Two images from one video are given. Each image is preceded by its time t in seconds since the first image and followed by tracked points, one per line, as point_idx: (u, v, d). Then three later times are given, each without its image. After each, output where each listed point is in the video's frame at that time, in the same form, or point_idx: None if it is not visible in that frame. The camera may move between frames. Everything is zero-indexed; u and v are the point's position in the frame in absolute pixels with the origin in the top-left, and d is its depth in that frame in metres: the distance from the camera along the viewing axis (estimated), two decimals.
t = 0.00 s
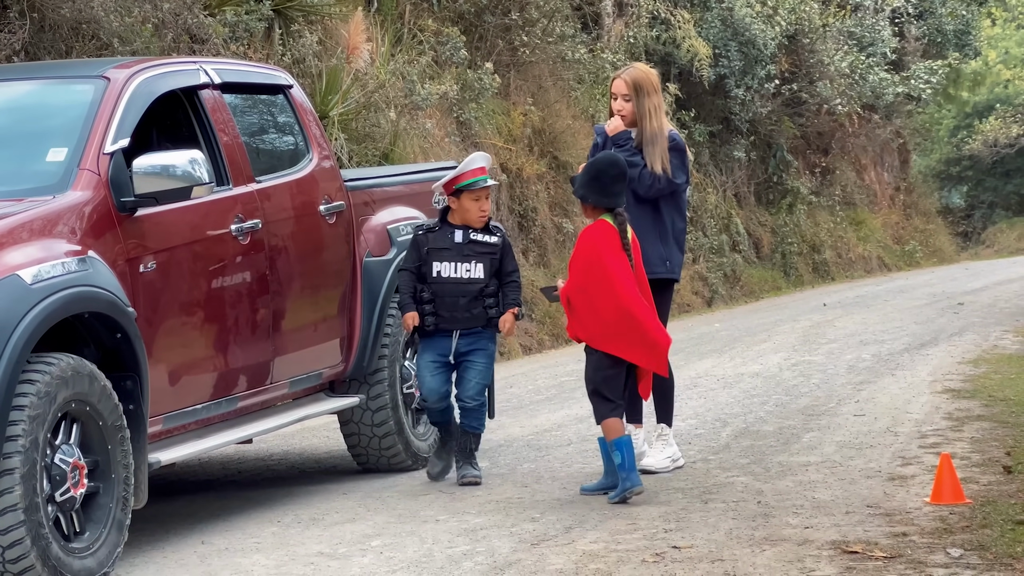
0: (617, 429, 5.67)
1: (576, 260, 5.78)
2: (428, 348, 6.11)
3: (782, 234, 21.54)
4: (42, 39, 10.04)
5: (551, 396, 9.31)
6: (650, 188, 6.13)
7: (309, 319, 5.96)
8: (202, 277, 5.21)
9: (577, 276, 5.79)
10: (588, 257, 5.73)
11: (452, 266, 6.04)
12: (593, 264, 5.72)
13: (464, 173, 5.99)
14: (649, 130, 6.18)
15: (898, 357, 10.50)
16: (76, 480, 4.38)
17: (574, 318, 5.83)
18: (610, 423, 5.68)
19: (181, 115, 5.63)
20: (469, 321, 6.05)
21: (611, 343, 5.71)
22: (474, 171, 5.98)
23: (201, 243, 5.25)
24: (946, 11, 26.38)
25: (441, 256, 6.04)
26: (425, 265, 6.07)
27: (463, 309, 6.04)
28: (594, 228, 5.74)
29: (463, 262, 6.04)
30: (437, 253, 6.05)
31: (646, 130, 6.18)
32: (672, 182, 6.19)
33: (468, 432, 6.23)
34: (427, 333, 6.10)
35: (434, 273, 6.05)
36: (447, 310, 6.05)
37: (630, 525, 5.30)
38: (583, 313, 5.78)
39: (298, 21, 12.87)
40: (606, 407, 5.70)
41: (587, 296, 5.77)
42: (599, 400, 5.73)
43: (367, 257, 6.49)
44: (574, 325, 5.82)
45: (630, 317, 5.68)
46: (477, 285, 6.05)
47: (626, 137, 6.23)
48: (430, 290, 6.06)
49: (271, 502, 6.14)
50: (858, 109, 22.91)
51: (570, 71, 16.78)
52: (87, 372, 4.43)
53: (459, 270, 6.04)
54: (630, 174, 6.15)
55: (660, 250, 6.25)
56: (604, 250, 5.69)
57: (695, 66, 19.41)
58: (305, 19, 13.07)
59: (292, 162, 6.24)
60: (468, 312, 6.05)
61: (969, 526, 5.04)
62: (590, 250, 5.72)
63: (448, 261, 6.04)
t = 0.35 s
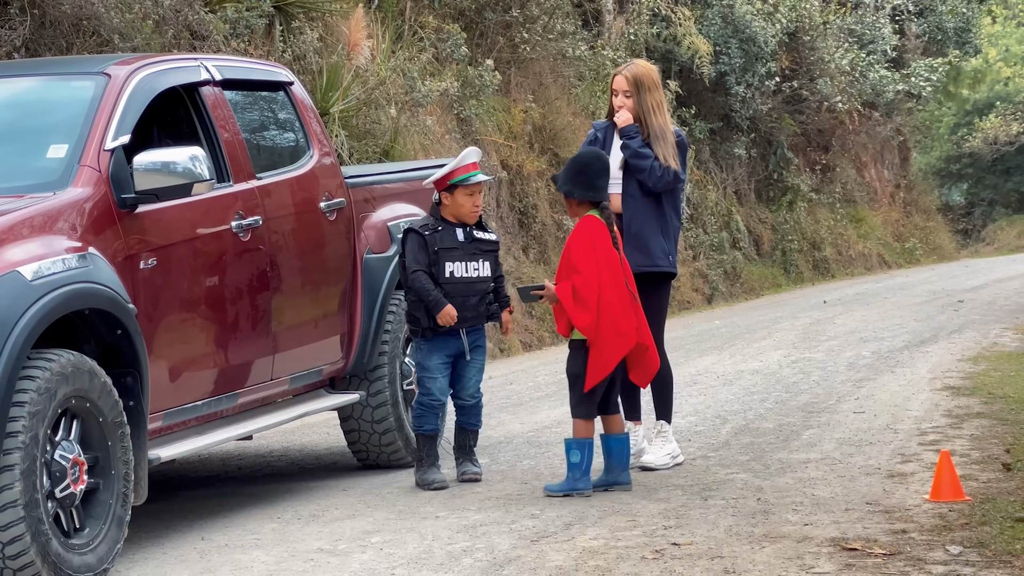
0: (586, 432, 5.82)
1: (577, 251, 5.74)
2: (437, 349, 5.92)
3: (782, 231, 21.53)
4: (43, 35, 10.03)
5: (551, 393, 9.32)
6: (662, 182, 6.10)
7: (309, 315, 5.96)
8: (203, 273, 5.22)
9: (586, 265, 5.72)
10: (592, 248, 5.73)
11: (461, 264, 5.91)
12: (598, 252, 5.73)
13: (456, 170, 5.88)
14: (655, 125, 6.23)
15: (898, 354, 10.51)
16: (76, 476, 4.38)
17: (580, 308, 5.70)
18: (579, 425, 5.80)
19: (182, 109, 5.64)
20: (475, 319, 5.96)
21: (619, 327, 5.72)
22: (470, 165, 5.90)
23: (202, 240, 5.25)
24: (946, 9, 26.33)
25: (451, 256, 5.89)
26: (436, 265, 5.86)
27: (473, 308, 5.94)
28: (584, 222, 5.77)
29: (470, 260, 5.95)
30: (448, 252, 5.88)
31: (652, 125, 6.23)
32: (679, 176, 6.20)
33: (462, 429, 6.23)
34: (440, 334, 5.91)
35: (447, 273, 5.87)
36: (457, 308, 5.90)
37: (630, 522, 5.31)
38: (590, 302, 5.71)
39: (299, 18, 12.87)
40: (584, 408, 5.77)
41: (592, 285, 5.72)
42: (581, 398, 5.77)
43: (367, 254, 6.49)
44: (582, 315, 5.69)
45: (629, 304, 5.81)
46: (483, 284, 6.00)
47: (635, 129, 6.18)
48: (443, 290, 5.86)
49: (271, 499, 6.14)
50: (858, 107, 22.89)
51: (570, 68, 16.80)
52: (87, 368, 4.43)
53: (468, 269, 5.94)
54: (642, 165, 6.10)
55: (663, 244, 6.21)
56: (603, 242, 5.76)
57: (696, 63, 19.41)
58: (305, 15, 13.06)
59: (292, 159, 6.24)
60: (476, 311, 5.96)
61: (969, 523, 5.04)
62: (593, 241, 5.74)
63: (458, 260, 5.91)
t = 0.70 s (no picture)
0: (580, 429, 5.83)
1: (554, 251, 5.80)
2: (430, 352, 5.92)
3: (780, 229, 21.54)
4: (41, 34, 10.03)
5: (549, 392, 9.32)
6: (650, 183, 6.10)
7: (308, 314, 5.96)
8: (201, 272, 5.22)
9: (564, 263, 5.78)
10: (570, 249, 5.79)
11: (451, 264, 5.90)
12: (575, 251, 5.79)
13: (434, 168, 5.88)
14: (646, 124, 6.22)
15: (895, 352, 10.51)
16: (74, 476, 4.38)
17: (555, 305, 5.77)
18: (573, 423, 5.82)
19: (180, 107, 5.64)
20: (465, 318, 5.98)
21: (595, 327, 5.79)
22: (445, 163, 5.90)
23: (200, 239, 5.25)
24: (944, 7, 26.24)
25: (441, 257, 5.86)
26: (426, 267, 5.82)
27: (464, 307, 5.95)
28: (564, 224, 5.82)
29: (458, 259, 5.93)
30: (438, 253, 5.84)
31: (644, 124, 6.22)
32: (670, 177, 6.19)
33: (443, 427, 6.19)
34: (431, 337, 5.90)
35: (438, 274, 5.85)
36: (448, 309, 5.89)
37: (628, 520, 5.31)
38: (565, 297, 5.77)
39: (297, 16, 12.88)
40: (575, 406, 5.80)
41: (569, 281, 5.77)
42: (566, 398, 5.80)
43: (366, 252, 6.49)
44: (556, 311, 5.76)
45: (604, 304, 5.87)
46: (471, 281, 6.00)
47: (626, 129, 6.21)
48: (435, 293, 5.84)
49: (269, 497, 6.14)
50: (856, 104, 22.90)
51: (568, 66, 16.82)
52: (84, 367, 4.43)
53: (457, 268, 5.92)
54: (631, 165, 6.13)
55: (654, 244, 6.19)
56: (582, 244, 5.82)
57: (693, 61, 19.44)
58: (303, 13, 13.05)
59: (291, 158, 6.24)
60: (466, 309, 5.97)
61: (966, 521, 5.05)
62: (571, 243, 5.79)
63: (448, 260, 5.89)
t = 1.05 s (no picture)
0: (573, 424, 5.83)
1: (543, 250, 5.84)
2: (425, 351, 5.92)
3: (778, 227, 21.55)
4: (38, 33, 10.01)
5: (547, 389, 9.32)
6: (654, 180, 6.09)
7: (305, 312, 5.96)
8: (199, 270, 5.21)
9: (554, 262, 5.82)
10: (559, 248, 5.83)
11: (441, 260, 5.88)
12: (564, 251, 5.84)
13: (421, 164, 5.91)
14: (647, 121, 6.23)
15: (894, 349, 10.52)
16: (72, 474, 4.38)
17: (546, 307, 5.81)
18: (567, 416, 5.82)
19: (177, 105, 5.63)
20: (459, 315, 5.95)
21: (584, 323, 5.83)
22: (433, 160, 5.91)
23: (198, 236, 5.25)
24: (941, 3, 26.26)
25: (429, 253, 5.85)
26: (415, 264, 5.82)
27: (457, 303, 5.92)
28: (552, 221, 5.87)
29: (448, 256, 5.92)
30: (426, 250, 5.84)
31: (645, 120, 6.23)
32: (672, 174, 6.19)
33: (439, 426, 6.22)
34: (423, 336, 5.90)
35: (428, 271, 5.83)
36: (441, 306, 5.87)
37: (626, 517, 5.31)
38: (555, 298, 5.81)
39: (295, 14, 12.91)
40: (565, 399, 5.82)
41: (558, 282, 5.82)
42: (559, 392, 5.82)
43: (363, 250, 6.49)
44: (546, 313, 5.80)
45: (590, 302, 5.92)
46: (464, 277, 5.97)
47: (629, 126, 6.20)
48: (425, 289, 5.83)
49: (267, 495, 6.14)
50: (854, 101, 22.92)
51: (566, 64, 16.82)
52: (83, 365, 4.43)
53: (447, 264, 5.90)
54: (634, 163, 6.11)
55: (656, 241, 6.17)
56: (571, 241, 5.87)
57: (691, 59, 19.47)
58: (300, 11, 13.05)
59: (288, 156, 6.23)
60: (459, 305, 5.94)
61: (965, 518, 5.05)
62: (560, 240, 5.84)
63: (437, 257, 5.88)
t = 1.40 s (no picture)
0: (570, 415, 5.84)
1: (545, 239, 5.82)
2: (423, 348, 5.92)
3: (776, 223, 21.55)
4: (36, 30, 9.99)
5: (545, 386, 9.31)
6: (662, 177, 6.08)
7: (304, 309, 5.96)
8: (197, 267, 5.21)
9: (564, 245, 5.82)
10: (561, 233, 5.84)
11: (440, 259, 5.86)
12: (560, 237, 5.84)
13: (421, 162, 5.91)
14: (654, 118, 6.24)
15: (892, 345, 10.51)
16: (70, 471, 4.38)
17: (570, 285, 5.78)
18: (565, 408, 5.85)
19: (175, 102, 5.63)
20: (457, 312, 5.94)
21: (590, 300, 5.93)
22: (434, 158, 5.92)
23: (197, 233, 5.25)
24: None
25: (428, 251, 5.84)
26: (413, 262, 5.82)
27: (455, 301, 5.91)
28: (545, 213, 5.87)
29: (446, 253, 5.91)
30: (425, 247, 5.83)
31: (651, 117, 6.24)
32: (680, 170, 6.19)
33: (437, 423, 6.25)
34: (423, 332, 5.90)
35: (426, 268, 5.82)
36: (439, 304, 5.87)
37: (625, 514, 5.31)
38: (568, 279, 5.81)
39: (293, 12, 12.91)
40: (564, 391, 5.85)
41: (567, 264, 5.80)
42: (555, 383, 5.85)
43: (362, 247, 6.49)
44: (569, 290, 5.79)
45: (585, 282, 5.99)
46: (462, 274, 5.95)
47: (636, 123, 6.21)
48: (423, 287, 5.82)
49: (265, 492, 6.13)
50: (852, 97, 22.91)
51: (564, 60, 16.82)
52: (81, 363, 4.43)
53: (446, 261, 5.89)
54: (642, 160, 6.10)
55: (664, 238, 6.17)
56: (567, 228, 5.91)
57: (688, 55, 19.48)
58: (298, 8, 13.04)
59: (286, 153, 6.23)
60: (458, 303, 5.93)
61: (963, 514, 5.06)
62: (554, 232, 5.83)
63: (436, 254, 5.86)
